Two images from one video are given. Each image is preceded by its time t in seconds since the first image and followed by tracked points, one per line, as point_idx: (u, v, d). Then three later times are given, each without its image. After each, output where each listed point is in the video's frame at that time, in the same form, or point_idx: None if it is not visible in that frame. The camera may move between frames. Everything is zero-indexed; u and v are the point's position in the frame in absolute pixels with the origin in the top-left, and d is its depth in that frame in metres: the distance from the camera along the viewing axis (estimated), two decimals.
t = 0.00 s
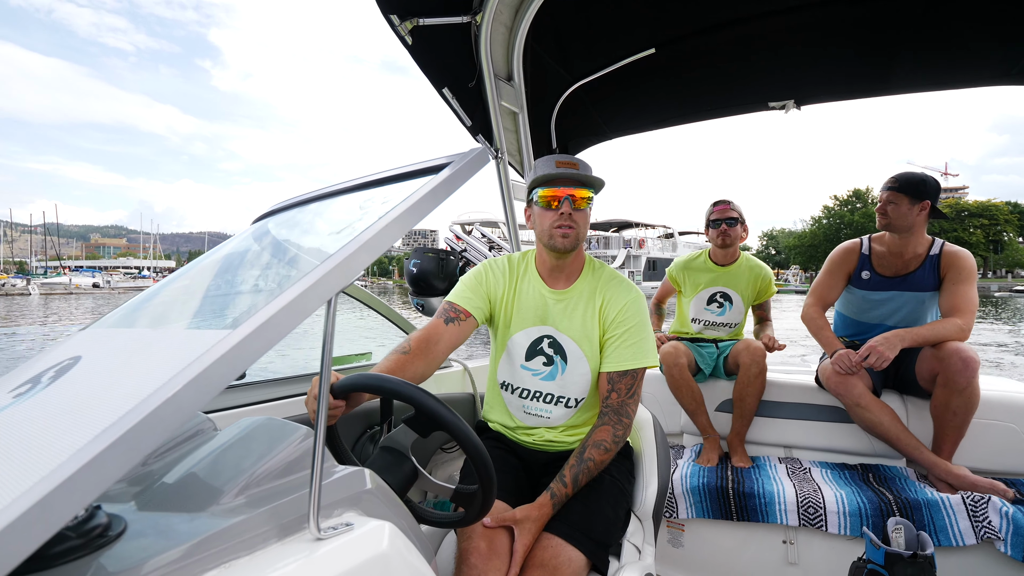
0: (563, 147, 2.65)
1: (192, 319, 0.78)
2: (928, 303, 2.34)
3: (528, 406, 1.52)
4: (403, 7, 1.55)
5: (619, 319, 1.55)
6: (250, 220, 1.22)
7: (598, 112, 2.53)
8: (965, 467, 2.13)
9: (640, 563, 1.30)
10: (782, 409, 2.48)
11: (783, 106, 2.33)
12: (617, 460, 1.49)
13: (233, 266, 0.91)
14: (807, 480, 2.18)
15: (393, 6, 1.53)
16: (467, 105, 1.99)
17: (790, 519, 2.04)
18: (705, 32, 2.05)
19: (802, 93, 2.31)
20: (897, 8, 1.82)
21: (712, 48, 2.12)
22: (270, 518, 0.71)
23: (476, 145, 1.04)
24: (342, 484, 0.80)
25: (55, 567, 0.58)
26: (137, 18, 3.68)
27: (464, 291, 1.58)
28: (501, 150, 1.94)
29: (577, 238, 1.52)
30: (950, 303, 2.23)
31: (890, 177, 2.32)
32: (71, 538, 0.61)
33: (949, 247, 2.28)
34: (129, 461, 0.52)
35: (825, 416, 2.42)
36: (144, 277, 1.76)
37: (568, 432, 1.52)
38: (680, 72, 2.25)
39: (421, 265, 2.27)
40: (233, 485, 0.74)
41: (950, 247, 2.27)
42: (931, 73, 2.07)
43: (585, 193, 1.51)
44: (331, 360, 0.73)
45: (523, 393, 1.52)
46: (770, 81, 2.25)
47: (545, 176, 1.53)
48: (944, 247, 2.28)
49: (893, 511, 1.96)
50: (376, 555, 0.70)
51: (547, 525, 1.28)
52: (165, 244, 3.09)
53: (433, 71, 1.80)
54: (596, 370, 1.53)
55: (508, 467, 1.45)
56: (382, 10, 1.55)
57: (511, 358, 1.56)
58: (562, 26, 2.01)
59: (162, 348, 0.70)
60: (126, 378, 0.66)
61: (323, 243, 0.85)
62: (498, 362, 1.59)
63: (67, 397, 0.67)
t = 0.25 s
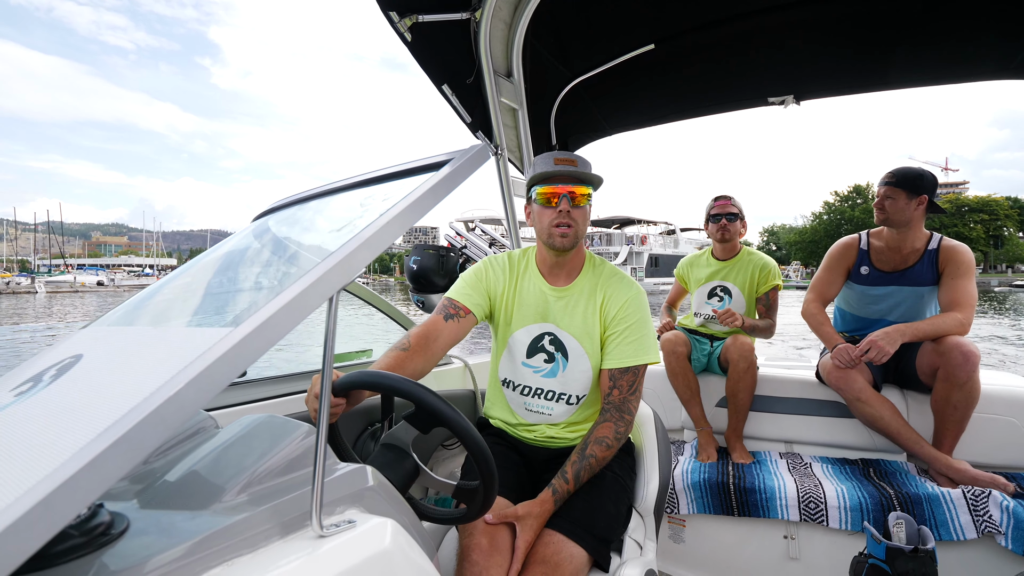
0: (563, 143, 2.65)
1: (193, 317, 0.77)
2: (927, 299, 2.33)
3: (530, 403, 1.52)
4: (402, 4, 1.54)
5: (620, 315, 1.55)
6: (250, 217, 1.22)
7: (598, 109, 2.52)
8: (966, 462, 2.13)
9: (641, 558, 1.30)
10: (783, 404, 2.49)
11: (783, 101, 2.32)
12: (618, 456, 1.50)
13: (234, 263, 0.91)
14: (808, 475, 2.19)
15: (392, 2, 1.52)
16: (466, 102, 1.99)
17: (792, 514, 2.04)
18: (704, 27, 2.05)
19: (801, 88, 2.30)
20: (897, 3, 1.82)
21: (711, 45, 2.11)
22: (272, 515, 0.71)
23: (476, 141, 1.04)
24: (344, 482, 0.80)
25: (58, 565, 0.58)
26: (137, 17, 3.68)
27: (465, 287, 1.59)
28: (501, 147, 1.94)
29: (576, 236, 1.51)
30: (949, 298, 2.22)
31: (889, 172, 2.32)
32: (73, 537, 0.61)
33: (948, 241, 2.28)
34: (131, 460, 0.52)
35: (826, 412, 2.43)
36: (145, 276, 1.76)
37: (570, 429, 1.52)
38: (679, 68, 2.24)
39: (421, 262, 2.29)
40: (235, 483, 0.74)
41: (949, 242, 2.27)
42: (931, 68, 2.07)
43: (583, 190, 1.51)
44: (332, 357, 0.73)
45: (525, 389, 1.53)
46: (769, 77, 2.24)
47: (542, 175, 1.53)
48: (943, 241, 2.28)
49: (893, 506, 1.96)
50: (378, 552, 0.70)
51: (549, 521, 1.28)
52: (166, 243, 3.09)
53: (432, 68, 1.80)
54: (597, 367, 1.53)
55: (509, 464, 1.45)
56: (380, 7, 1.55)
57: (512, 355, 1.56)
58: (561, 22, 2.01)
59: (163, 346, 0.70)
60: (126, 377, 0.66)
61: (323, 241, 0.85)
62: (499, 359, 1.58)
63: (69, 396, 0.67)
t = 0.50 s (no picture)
0: (563, 144, 2.65)
1: (194, 316, 0.78)
2: (927, 300, 2.33)
3: (529, 403, 1.52)
4: (403, 4, 1.54)
5: (619, 315, 1.55)
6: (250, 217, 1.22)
7: (599, 110, 2.53)
8: (966, 463, 2.14)
9: (641, 559, 1.30)
10: (782, 405, 2.49)
11: (783, 102, 2.33)
12: (618, 456, 1.50)
13: (234, 263, 0.91)
14: (807, 476, 2.19)
15: (392, 2, 1.52)
16: (467, 102, 1.99)
17: (791, 515, 2.04)
18: (706, 28, 2.05)
19: (802, 89, 2.30)
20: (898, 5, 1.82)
21: (712, 45, 2.11)
22: (273, 515, 0.71)
23: (477, 142, 1.04)
24: (344, 481, 0.80)
25: (58, 563, 0.58)
26: (138, 18, 3.68)
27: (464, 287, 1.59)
28: (501, 147, 1.94)
29: (573, 237, 1.52)
30: (949, 299, 2.22)
31: (888, 173, 2.32)
32: (74, 536, 0.61)
33: (947, 242, 2.28)
34: (132, 460, 0.52)
35: (826, 412, 2.43)
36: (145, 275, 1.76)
37: (569, 429, 1.52)
38: (679, 69, 2.24)
39: (421, 262, 2.28)
40: (235, 482, 0.74)
41: (948, 243, 2.27)
42: (932, 69, 2.07)
43: (580, 191, 1.51)
44: (332, 357, 0.73)
45: (524, 390, 1.53)
46: (770, 77, 2.25)
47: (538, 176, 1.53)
48: (943, 242, 2.28)
49: (893, 507, 1.96)
50: (378, 552, 0.70)
51: (549, 521, 1.28)
52: (167, 243, 3.10)
53: (433, 68, 1.80)
54: (596, 367, 1.53)
55: (509, 464, 1.45)
56: (381, 7, 1.55)
57: (511, 356, 1.56)
58: (561, 22, 2.01)
59: (164, 345, 0.70)
60: (126, 376, 0.66)
61: (323, 240, 0.85)
62: (498, 359, 1.59)
63: (70, 395, 0.67)
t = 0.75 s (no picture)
0: (565, 143, 2.65)
1: (195, 314, 0.78)
2: (929, 299, 2.33)
3: (530, 402, 1.52)
4: (404, 3, 1.54)
5: (618, 313, 1.55)
6: (252, 215, 1.22)
7: (600, 109, 2.52)
8: (967, 463, 2.13)
9: (642, 558, 1.30)
10: (784, 404, 2.49)
11: (785, 101, 2.32)
12: (619, 455, 1.50)
13: (235, 261, 0.91)
14: (809, 475, 2.19)
15: (394, 1, 1.52)
16: (468, 101, 1.99)
17: (793, 515, 2.04)
18: (707, 27, 2.05)
19: (804, 88, 2.30)
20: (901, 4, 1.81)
21: (713, 45, 2.11)
22: (275, 512, 0.71)
23: (479, 141, 1.04)
24: (346, 479, 0.80)
25: (62, 560, 0.59)
26: (140, 17, 3.68)
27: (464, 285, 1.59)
28: (502, 146, 1.94)
29: (570, 235, 1.52)
30: (951, 299, 2.22)
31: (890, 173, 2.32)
32: (78, 532, 0.61)
33: (949, 242, 2.27)
34: (136, 456, 0.52)
35: (827, 412, 2.42)
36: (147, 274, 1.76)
37: (570, 427, 1.52)
38: (681, 68, 2.24)
39: (422, 260, 2.28)
40: (238, 480, 0.74)
41: (950, 242, 2.27)
42: (935, 68, 2.06)
43: (576, 189, 1.51)
44: (334, 355, 0.73)
45: (524, 388, 1.53)
46: (771, 77, 2.24)
47: (535, 174, 1.53)
48: (945, 242, 2.27)
49: (894, 506, 1.96)
50: (381, 549, 0.70)
51: (550, 520, 1.28)
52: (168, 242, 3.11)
53: (434, 66, 1.80)
54: (597, 366, 1.53)
55: (510, 462, 1.45)
56: (383, 5, 1.54)
57: (511, 355, 1.56)
58: (563, 21, 2.01)
59: (165, 343, 0.70)
60: (128, 373, 0.66)
61: (325, 239, 0.85)
62: (499, 358, 1.58)
63: (74, 391, 0.68)
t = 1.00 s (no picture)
0: (566, 143, 2.65)
1: (197, 313, 0.78)
2: (931, 301, 2.33)
3: (531, 401, 1.52)
4: (406, 3, 1.54)
5: (619, 313, 1.55)
6: (253, 215, 1.22)
7: (601, 109, 2.52)
8: (969, 464, 2.13)
9: (643, 558, 1.29)
10: (785, 405, 2.48)
11: (787, 102, 2.32)
12: (621, 455, 1.50)
13: (237, 260, 0.91)
14: (810, 476, 2.19)
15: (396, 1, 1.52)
16: (469, 101, 1.99)
17: (794, 516, 2.04)
18: (708, 28, 2.05)
19: (805, 88, 2.30)
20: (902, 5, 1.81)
21: (714, 45, 2.11)
22: (277, 512, 0.71)
23: (480, 141, 1.04)
24: (347, 479, 0.80)
25: (63, 560, 0.59)
26: (143, 18, 3.69)
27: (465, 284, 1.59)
28: (503, 146, 1.93)
29: (570, 235, 1.52)
30: (952, 300, 2.22)
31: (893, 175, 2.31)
32: (80, 532, 0.61)
33: (950, 242, 2.27)
34: (139, 456, 0.52)
35: (828, 413, 2.42)
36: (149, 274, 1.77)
37: (571, 427, 1.52)
38: (682, 69, 2.24)
39: (423, 261, 2.28)
40: (240, 480, 0.74)
41: (951, 243, 2.26)
42: (936, 69, 2.06)
43: (577, 189, 1.50)
44: (336, 355, 0.73)
45: (525, 388, 1.53)
46: (772, 78, 2.24)
47: (536, 174, 1.52)
48: (946, 243, 2.27)
49: (896, 507, 1.96)
50: (382, 549, 0.70)
51: (551, 520, 1.28)
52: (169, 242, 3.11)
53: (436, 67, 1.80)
54: (598, 365, 1.53)
55: (511, 463, 1.45)
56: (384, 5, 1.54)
57: (513, 354, 1.56)
58: (565, 22, 2.01)
59: (167, 342, 0.70)
60: (130, 373, 0.66)
61: (327, 239, 0.85)
62: (500, 357, 1.58)
63: (76, 391, 0.68)
